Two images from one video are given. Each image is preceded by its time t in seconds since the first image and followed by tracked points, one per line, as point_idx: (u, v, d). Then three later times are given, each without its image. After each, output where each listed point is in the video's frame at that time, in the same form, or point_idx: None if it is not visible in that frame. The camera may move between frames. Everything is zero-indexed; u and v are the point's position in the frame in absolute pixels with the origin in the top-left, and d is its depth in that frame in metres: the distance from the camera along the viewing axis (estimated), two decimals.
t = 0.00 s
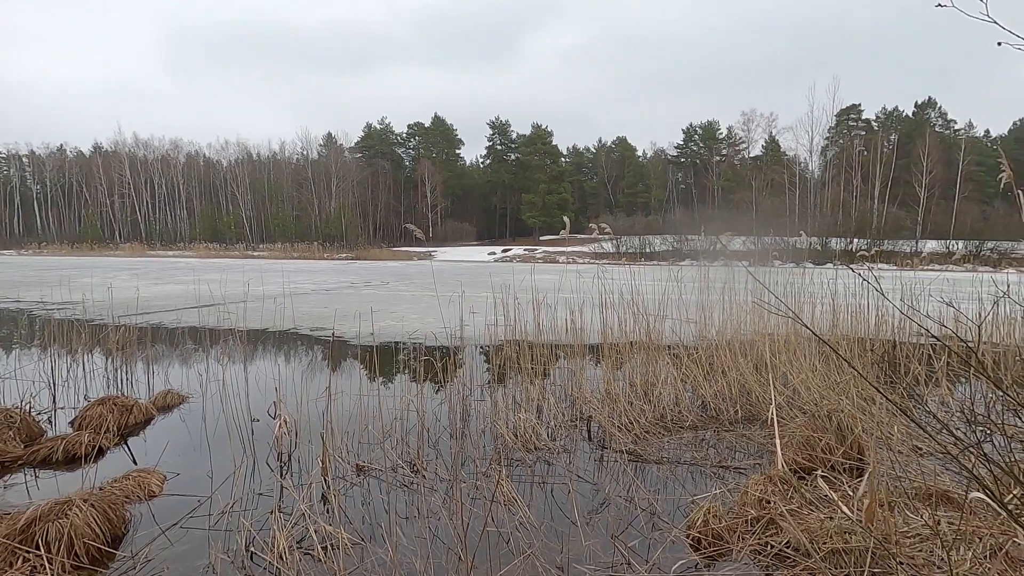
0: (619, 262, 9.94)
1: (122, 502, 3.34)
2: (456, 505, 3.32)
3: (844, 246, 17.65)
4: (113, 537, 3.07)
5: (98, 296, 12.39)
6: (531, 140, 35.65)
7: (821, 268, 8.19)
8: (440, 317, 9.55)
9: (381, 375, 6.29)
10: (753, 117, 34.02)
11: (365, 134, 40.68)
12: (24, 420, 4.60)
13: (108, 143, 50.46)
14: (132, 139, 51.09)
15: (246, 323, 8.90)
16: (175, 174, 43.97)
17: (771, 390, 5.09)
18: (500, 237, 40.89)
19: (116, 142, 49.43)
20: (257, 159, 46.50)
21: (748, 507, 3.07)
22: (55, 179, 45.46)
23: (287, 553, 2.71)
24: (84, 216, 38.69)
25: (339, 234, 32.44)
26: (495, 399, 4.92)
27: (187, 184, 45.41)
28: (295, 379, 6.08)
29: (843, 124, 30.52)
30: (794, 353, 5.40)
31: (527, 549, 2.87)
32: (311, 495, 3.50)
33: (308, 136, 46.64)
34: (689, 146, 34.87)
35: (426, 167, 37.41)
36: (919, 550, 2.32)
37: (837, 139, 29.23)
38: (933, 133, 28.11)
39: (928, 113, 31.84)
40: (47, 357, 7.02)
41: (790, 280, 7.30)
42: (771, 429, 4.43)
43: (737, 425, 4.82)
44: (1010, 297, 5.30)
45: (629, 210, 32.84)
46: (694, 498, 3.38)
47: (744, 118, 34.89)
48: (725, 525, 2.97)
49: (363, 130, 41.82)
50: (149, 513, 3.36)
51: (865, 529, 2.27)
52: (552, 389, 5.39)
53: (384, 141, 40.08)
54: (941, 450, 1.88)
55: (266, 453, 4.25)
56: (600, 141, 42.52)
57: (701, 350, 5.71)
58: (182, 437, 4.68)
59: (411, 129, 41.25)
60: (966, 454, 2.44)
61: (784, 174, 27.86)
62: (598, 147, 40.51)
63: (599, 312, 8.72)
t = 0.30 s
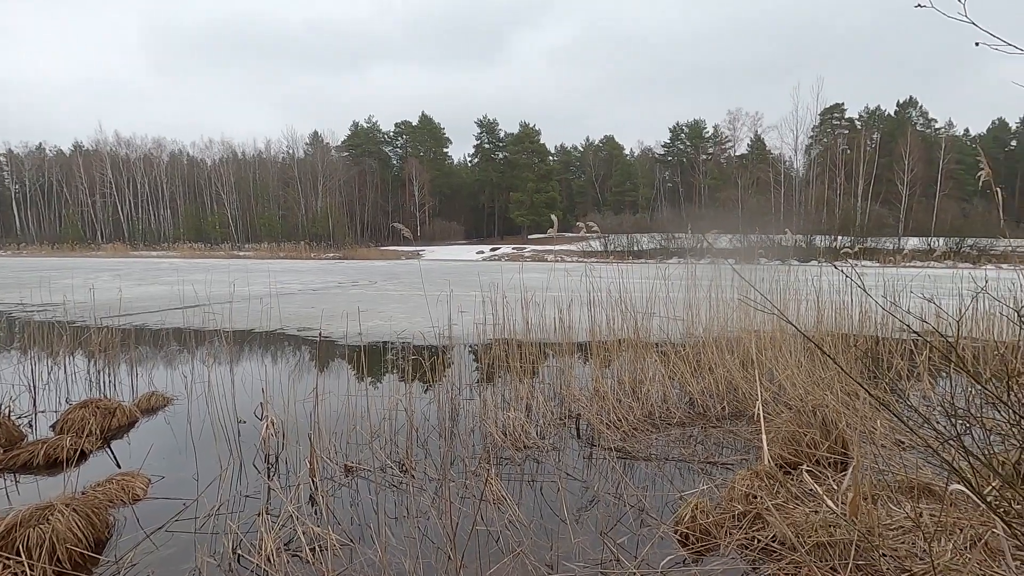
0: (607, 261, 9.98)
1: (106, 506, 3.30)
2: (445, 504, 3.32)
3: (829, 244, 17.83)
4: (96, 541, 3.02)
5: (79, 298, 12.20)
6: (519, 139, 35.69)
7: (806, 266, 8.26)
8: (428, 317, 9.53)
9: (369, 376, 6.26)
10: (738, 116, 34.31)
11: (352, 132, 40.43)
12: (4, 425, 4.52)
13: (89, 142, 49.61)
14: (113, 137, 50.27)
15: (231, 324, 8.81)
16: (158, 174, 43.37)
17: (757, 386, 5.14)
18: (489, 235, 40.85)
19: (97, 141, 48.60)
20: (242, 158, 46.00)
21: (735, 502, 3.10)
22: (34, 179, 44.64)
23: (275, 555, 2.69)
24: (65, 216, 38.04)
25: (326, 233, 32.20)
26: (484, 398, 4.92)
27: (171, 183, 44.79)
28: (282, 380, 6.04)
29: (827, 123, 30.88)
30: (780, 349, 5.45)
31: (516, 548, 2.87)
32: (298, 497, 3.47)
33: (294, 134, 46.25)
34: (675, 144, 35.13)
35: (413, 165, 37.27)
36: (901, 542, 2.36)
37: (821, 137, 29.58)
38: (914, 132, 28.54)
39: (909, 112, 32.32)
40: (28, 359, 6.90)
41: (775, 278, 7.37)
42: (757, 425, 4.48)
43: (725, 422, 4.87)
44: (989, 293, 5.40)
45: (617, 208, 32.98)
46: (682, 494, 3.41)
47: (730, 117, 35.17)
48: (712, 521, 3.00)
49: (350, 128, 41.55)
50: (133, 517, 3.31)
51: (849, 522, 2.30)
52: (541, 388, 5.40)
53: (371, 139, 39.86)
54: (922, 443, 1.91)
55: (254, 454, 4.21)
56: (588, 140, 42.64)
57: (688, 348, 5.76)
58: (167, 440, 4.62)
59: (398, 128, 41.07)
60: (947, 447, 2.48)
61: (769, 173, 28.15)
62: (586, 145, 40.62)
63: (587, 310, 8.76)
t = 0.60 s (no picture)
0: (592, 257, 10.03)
1: (83, 510, 3.24)
2: (431, 502, 3.31)
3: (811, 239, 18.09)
4: (73, 546, 2.97)
5: (55, 298, 11.93)
6: (503, 136, 35.67)
7: (787, 262, 8.38)
8: (413, 315, 9.49)
9: (354, 374, 6.22)
10: (721, 113, 34.64)
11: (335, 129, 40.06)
12: None
13: (63, 138, 48.48)
14: (89, 133, 49.19)
15: (212, 323, 8.70)
16: (135, 170, 42.53)
17: (739, 381, 5.20)
18: (474, 232, 40.77)
19: (72, 137, 47.53)
20: (222, 155, 45.30)
21: (718, 495, 3.14)
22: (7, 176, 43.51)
23: (258, 557, 2.66)
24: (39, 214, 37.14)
25: (309, 231, 31.87)
26: (469, 395, 4.91)
27: (149, 180, 43.96)
28: (265, 379, 5.96)
29: (807, 121, 31.32)
30: (762, 344, 5.51)
31: (502, 544, 2.88)
32: (282, 497, 3.44)
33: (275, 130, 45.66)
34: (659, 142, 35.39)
35: (397, 162, 37.04)
36: (879, 531, 2.41)
37: (802, 134, 30.00)
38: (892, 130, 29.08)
39: (887, 110, 32.92)
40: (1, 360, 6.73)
41: (758, 274, 7.46)
42: (739, 419, 4.54)
43: (708, 416, 4.92)
44: (964, 288, 5.52)
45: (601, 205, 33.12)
46: (666, 488, 3.45)
47: (712, 115, 35.50)
48: (695, 514, 3.04)
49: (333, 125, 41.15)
50: (112, 520, 3.26)
51: (828, 513, 2.34)
52: (526, 384, 5.41)
53: (354, 136, 39.53)
54: (897, 433, 1.95)
55: (236, 455, 4.16)
56: (572, 137, 42.75)
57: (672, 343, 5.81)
58: (146, 441, 4.54)
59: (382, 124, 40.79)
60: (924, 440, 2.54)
61: (751, 170, 28.50)
62: (570, 142, 40.72)
63: (572, 306, 8.79)
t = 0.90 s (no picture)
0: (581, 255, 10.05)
1: (68, 512, 3.20)
2: (421, 500, 3.31)
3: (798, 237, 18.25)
4: (58, 549, 2.93)
5: (37, 297, 11.74)
6: (493, 134, 35.66)
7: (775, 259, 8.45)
8: (402, 313, 9.46)
9: (343, 373, 6.18)
10: (709, 112, 34.86)
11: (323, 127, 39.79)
12: None
13: (46, 136, 47.71)
14: (72, 131, 48.43)
15: (199, 323, 8.61)
16: (120, 168, 41.94)
17: (728, 377, 5.24)
18: (463, 230, 40.68)
19: (54, 134, 46.78)
20: (209, 153, 44.80)
21: (707, 490, 3.17)
22: None
23: (247, 557, 2.65)
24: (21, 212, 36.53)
25: (297, 229, 31.59)
26: (459, 393, 4.91)
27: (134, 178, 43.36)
28: (253, 379, 5.91)
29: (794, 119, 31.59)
30: (749, 340, 5.56)
31: (492, 542, 2.88)
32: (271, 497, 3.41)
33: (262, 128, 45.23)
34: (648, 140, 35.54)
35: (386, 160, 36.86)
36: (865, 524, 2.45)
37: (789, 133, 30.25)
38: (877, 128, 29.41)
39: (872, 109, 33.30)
40: None
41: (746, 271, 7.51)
42: (728, 415, 4.58)
43: (696, 412, 4.96)
44: (947, 285, 5.60)
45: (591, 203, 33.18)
46: (655, 484, 3.47)
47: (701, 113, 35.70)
48: (684, 509, 3.06)
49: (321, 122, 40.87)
50: (98, 522, 3.22)
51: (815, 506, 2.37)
52: (516, 382, 5.41)
53: (343, 133, 39.28)
54: (882, 427, 1.98)
55: (224, 455, 4.12)
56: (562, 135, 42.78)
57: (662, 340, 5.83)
58: (133, 442, 4.49)
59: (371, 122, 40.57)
60: (908, 433, 2.58)
61: (739, 168, 28.71)
62: (560, 141, 40.76)
63: (562, 304, 8.80)
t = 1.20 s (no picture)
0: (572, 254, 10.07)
1: (53, 514, 3.16)
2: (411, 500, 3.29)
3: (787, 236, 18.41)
4: (43, 551, 2.90)
5: (21, 297, 11.56)
6: (484, 132, 35.63)
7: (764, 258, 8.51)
8: (393, 312, 9.43)
9: (333, 372, 6.16)
10: (699, 112, 35.05)
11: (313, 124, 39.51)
12: None
13: (30, 132, 47.00)
14: (57, 127, 47.73)
15: (187, 323, 8.53)
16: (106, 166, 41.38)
17: (717, 375, 5.28)
18: (454, 229, 40.61)
19: (39, 130, 46.08)
20: (197, 150, 44.34)
21: (696, 488, 3.19)
22: None
23: (236, 557, 2.62)
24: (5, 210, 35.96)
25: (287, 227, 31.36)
26: (450, 393, 4.91)
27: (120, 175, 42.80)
28: (242, 379, 5.87)
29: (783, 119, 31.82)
30: (738, 339, 5.60)
31: (483, 541, 2.89)
32: (260, 497, 3.39)
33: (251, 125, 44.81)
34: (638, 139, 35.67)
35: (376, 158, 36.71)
36: (851, 520, 2.48)
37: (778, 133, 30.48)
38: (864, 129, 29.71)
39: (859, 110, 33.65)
40: None
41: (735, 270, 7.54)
42: (717, 412, 4.61)
43: (686, 411, 4.99)
44: (932, 284, 5.66)
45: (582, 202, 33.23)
46: (646, 482, 3.49)
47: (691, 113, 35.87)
48: (674, 507, 3.09)
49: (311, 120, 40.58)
50: (83, 523, 3.18)
51: (803, 503, 2.39)
52: (507, 381, 5.41)
53: (333, 131, 39.03)
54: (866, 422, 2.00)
55: (213, 455, 4.08)
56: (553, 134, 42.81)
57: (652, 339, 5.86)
58: (120, 443, 4.44)
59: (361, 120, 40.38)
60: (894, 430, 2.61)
61: (728, 168, 28.93)
62: (551, 140, 40.80)
63: (553, 303, 8.81)
